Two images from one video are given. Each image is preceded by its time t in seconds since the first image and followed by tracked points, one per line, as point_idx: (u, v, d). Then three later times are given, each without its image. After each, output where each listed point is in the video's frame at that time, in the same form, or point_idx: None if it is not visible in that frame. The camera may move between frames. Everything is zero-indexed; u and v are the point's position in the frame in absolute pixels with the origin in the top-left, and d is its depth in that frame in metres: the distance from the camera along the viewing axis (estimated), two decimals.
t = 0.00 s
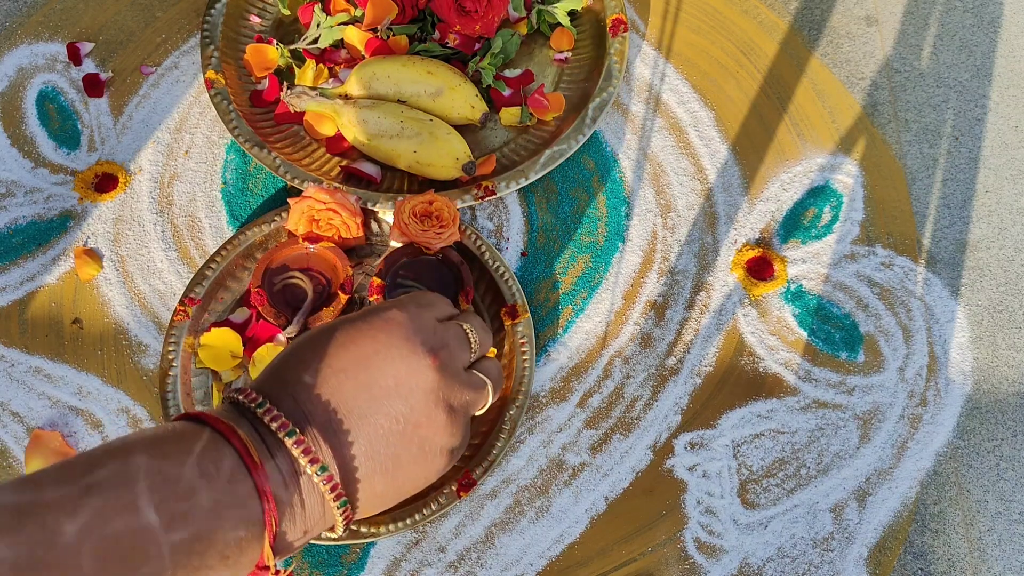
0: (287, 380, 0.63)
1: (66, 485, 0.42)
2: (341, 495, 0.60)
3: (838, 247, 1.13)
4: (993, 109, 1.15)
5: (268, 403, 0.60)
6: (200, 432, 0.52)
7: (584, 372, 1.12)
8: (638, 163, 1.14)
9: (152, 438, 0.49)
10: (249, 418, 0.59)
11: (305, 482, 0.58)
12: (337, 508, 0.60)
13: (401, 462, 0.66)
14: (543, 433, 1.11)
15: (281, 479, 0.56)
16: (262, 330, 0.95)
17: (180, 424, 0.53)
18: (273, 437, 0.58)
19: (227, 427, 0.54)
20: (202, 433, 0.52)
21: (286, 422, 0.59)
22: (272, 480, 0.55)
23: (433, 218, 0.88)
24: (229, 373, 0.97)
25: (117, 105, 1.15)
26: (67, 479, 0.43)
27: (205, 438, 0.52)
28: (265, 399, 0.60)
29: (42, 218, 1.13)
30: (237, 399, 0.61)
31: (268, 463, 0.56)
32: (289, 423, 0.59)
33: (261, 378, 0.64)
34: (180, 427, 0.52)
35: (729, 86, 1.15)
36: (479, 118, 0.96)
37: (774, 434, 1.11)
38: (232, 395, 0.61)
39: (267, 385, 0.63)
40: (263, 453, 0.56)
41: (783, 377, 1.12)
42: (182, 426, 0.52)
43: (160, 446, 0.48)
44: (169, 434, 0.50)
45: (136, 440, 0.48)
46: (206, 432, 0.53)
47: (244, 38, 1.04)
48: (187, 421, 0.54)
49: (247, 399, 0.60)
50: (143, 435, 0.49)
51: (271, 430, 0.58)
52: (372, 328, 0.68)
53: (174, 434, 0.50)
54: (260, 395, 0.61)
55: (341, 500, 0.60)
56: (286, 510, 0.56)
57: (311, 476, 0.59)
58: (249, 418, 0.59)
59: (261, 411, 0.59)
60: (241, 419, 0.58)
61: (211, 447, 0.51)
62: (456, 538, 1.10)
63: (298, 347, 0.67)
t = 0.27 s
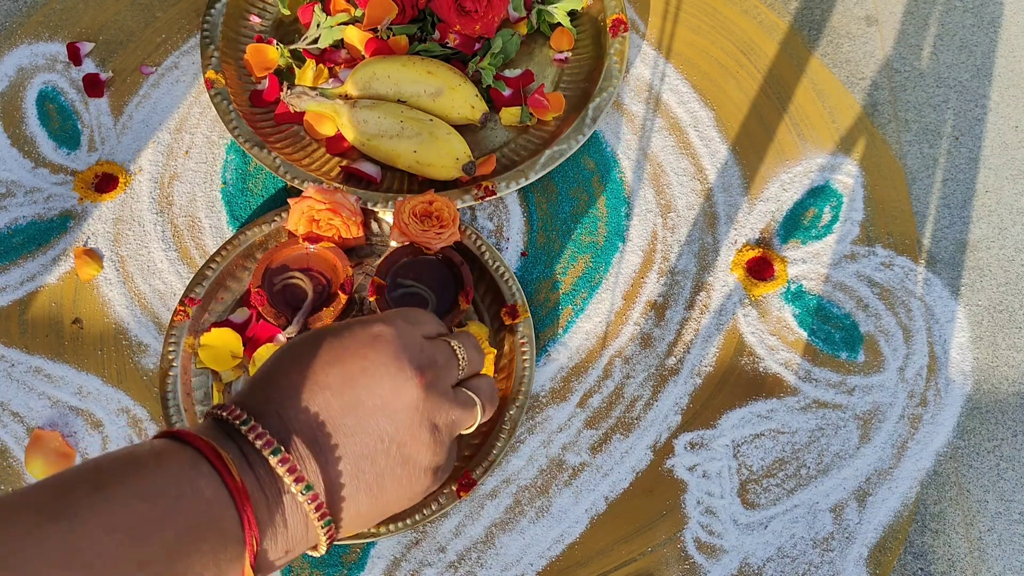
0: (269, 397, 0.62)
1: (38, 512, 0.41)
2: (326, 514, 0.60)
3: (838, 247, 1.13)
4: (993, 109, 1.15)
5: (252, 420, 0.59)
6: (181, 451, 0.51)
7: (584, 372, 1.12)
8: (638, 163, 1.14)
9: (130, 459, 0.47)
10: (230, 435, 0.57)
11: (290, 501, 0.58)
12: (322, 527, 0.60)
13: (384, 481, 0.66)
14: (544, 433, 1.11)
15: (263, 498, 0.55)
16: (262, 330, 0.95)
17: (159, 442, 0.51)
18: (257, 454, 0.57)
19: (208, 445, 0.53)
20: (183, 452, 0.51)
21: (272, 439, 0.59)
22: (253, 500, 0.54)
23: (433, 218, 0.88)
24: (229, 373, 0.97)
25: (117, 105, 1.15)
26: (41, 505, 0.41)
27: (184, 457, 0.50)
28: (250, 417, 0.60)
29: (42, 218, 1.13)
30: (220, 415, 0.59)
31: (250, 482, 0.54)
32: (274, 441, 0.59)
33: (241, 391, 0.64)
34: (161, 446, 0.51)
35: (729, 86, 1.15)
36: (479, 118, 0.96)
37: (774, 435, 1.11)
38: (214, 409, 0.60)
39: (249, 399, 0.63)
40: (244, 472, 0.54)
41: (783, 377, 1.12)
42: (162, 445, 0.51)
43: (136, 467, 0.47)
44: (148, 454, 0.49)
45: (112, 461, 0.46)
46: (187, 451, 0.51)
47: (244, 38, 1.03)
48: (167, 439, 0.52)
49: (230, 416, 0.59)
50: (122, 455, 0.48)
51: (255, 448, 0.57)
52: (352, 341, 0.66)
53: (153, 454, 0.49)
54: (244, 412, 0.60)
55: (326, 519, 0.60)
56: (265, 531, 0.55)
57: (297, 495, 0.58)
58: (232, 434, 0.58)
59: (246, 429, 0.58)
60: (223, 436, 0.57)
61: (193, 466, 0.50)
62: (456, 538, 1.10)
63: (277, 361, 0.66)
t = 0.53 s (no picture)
0: (167, 437, 0.56)
1: None
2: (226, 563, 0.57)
3: (838, 247, 1.13)
4: (993, 109, 1.15)
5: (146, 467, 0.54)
6: (61, 510, 0.47)
7: (584, 372, 1.12)
8: (638, 163, 1.14)
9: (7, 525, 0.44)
10: (116, 480, 0.54)
11: (186, 551, 0.55)
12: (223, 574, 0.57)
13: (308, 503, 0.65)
14: (543, 433, 1.11)
15: (151, 551, 0.53)
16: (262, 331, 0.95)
17: (34, 500, 0.47)
18: (151, 504, 0.53)
19: (90, 500, 0.50)
20: (65, 512, 0.47)
21: (169, 488, 0.55)
22: (143, 554, 0.52)
23: (433, 218, 0.88)
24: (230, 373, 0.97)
25: (117, 105, 1.15)
26: None
27: (67, 515, 0.47)
28: (143, 464, 0.54)
29: (42, 218, 1.13)
30: (101, 454, 0.54)
31: (136, 535, 0.52)
32: (171, 490, 0.54)
33: (128, 429, 0.57)
34: (37, 504, 0.47)
35: (729, 86, 1.15)
36: (479, 118, 0.96)
37: (774, 434, 1.11)
38: (99, 449, 0.54)
39: (144, 432, 0.57)
40: (130, 526, 0.52)
41: (783, 376, 1.12)
42: (40, 502, 0.47)
43: (16, 531, 0.43)
44: (24, 515, 0.45)
45: None
46: (68, 509, 0.48)
47: (244, 37, 1.03)
48: (39, 497, 0.48)
49: (117, 457, 0.54)
50: None
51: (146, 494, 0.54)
52: (252, 372, 0.62)
53: (30, 518, 0.45)
54: (138, 456, 0.55)
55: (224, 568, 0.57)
56: None
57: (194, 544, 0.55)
58: (116, 479, 0.54)
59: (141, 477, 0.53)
60: (103, 482, 0.53)
61: (72, 529, 0.47)
62: (455, 538, 1.10)
63: (172, 392, 0.59)
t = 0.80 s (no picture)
0: (155, 408, 0.61)
1: None
2: (205, 524, 0.62)
3: (838, 247, 1.13)
4: (993, 109, 1.15)
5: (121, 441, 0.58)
6: (46, 484, 0.51)
7: (584, 372, 1.12)
8: (638, 163, 1.14)
9: None
10: (98, 458, 0.57)
11: (167, 518, 0.59)
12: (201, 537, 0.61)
13: (284, 470, 0.70)
14: (543, 433, 1.11)
15: (136, 519, 0.56)
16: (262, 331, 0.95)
17: (19, 479, 0.51)
18: (128, 476, 0.57)
19: (75, 474, 0.53)
20: (51, 486, 0.51)
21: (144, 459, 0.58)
22: (129, 521, 0.55)
23: (433, 218, 0.88)
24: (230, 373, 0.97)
25: (117, 105, 1.15)
26: None
27: (50, 488, 0.51)
28: (118, 439, 0.58)
29: (42, 218, 1.13)
30: (81, 438, 0.58)
31: (121, 504, 0.55)
32: (147, 460, 0.58)
33: (106, 416, 0.61)
34: (22, 481, 0.50)
35: (729, 86, 1.15)
36: (479, 118, 0.96)
37: (775, 434, 1.11)
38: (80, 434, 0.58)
39: (131, 407, 0.61)
40: (116, 496, 0.55)
41: (783, 377, 1.12)
42: (23, 480, 0.51)
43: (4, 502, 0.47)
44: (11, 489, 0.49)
45: None
46: (53, 482, 0.52)
47: (244, 37, 1.03)
48: (26, 476, 0.51)
49: (96, 439, 0.58)
50: None
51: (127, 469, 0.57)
52: (220, 352, 0.67)
53: (17, 491, 0.49)
54: (115, 436, 0.59)
55: (204, 530, 0.62)
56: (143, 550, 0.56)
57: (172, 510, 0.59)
58: (97, 457, 0.57)
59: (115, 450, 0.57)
60: (88, 460, 0.57)
61: (58, 497, 0.50)
62: (455, 538, 1.10)
63: (146, 381, 0.64)
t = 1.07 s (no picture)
0: (167, 395, 0.62)
1: None
2: (206, 517, 0.61)
3: (838, 247, 1.13)
4: (993, 109, 1.15)
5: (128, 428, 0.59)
6: (52, 467, 0.52)
7: (584, 372, 1.12)
8: (638, 163, 1.14)
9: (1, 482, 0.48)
10: (106, 442, 0.58)
11: (169, 505, 0.60)
12: (202, 529, 0.62)
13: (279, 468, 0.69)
14: (543, 433, 1.11)
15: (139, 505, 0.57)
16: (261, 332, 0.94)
17: (26, 461, 0.52)
18: (134, 464, 0.58)
19: (82, 457, 0.55)
20: (57, 468, 0.52)
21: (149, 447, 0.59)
22: (133, 506, 0.56)
23: (433, 218, 0.88)
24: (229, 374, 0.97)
25: (117, 105, 1.15)
26: None
27: (56, 471, 0.52)
28: (126, 424, 0.59)
29: (42, 218, 1.13)
30: (90, 421, 0.59)
31: (126, 488, 0.56)
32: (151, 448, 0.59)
33: (116, 400, 0.62)
34: (29, 463, 0.52)
35: (729, 86, 1.15)
36: (479, 118, 0.96)
37: (774, 434, 1.11)
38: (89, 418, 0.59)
39: (141, 392, 0.63)
40: (122, 480, 0.56)
41: (782, 376, 1.12)
42: (31, 462, 0.52)
43: (8, 487, 0.48)
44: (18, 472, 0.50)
45: None
46: (59, 465, 0.53)
47: (244, 37, 1.03)
48: (34, 457, 0.53)
49: (105, 424, 0.59)
50: None
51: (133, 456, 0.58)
52: (228, 342, 0.68)
53: (23, 474, 0.50)
54: (122, 420, 0.60)
55: (205, 522, 0.62)
56: (146, 534, 0.58)
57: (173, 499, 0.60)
58: (105, 441, 0.58)
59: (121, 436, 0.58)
60: (96, 444, 0.58)
61: (63, 480, 0.51)
62: (455, 538, 1.10)
63: (156, 368, 0.65)
